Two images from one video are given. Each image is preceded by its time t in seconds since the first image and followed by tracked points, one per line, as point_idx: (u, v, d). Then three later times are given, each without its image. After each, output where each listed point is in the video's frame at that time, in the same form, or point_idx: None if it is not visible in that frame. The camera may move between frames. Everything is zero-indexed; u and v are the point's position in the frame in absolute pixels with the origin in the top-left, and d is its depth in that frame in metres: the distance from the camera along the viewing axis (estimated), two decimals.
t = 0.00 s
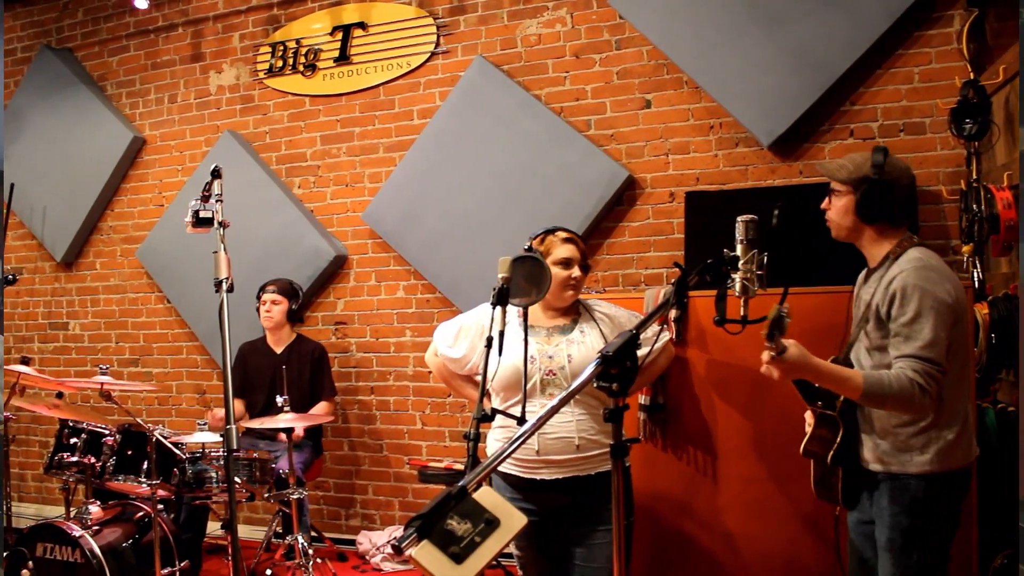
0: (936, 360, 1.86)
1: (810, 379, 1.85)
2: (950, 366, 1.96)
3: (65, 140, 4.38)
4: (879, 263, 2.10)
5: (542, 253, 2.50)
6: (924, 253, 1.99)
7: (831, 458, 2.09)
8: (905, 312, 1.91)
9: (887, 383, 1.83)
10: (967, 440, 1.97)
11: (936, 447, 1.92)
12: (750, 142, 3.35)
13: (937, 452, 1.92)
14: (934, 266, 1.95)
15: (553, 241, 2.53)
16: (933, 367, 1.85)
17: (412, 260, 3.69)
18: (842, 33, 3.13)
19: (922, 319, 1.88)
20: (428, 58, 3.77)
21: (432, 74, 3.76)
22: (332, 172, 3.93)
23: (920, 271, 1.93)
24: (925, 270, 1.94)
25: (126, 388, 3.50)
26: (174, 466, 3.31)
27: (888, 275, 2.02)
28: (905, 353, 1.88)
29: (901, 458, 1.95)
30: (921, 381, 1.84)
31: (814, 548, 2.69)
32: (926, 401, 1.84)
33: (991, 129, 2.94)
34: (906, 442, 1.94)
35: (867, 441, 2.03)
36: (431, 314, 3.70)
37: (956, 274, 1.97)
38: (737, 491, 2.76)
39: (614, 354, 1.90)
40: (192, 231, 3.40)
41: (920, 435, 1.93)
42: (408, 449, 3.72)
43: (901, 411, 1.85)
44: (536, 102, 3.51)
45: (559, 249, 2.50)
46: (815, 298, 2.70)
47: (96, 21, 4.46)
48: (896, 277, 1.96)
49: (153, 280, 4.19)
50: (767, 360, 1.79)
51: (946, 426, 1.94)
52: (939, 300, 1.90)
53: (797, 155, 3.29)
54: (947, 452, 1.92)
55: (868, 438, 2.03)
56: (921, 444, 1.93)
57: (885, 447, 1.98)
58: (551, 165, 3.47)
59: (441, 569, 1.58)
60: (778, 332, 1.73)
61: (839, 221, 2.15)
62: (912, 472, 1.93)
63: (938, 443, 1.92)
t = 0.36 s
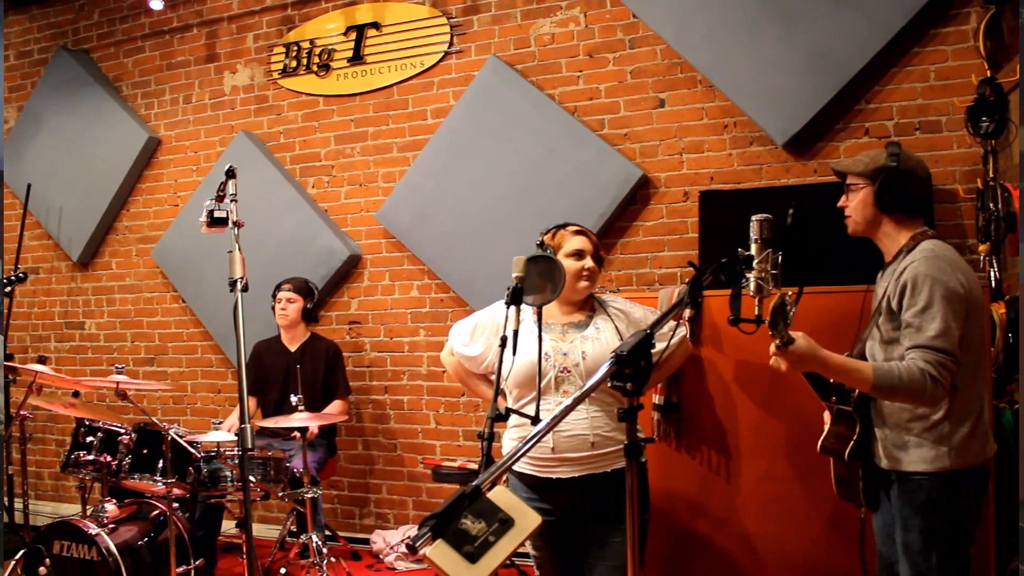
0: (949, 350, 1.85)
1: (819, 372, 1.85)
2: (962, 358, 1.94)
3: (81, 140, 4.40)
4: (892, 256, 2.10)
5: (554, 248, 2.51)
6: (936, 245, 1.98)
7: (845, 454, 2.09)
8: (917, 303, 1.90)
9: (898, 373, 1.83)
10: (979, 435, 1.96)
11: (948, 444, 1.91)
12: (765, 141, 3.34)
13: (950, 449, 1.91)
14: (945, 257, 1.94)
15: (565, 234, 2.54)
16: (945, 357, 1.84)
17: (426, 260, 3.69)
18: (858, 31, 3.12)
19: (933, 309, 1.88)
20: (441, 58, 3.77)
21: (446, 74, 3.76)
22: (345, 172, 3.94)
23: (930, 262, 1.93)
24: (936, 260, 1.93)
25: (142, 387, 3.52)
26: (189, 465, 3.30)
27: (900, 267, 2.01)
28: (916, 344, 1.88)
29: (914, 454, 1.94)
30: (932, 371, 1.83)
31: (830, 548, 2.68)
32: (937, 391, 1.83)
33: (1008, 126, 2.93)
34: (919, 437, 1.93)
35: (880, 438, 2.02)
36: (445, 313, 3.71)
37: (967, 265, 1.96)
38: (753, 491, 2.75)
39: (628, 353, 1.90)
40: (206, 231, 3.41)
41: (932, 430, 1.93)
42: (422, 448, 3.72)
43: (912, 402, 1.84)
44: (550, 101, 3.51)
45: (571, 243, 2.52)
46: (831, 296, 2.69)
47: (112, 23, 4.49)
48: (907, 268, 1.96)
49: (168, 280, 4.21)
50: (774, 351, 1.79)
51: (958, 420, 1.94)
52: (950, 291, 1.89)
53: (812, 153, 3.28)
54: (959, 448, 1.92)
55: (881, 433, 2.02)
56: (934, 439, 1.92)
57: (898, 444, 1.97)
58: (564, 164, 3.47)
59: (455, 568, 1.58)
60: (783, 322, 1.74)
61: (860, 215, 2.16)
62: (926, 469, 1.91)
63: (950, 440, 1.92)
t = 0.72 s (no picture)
0: (964, 363, 1.84)
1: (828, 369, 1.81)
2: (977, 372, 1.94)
3: (97, 140, 4.43)
4: (920, 258, 2.10)
5: (566, 246, 2.52)
6: (963, 255, 1.97)
7: (849, 454, 2.10)
8: (938, 311, 1.89)
9: (910, 381, 1.81)
10: (985, 447, 1.96)
11: (951, 453, 1.91)
12: (779, 140, 3.32)
13: (955, 456, 1.90)
14: (973, 268, 1.93)
15: (576, 233, 2.54)
16: (959, 369, 1.83)
17: (440, 259, 3.70)
18: (872, 29, 3.10)
19: (954, 320, 1.87)
20: (454, 57, 3.77)
21: (459, 73, 3.76)
22: (359, 171, 3.94)
23: (957, 271, 1.92)
24: (963, 270, 1.92)
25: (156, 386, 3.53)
26: (204, 463, 3.31)
27: (924, 273, 2.00)
28: (932, 352, 1.86)
29: (918, 460, 1.93)
30: (945, 382, 1.82)
31: (841, 551, 2.66)
32: (948, 403, 1.82)
33: None
34: (925, 443, 1.93)
35: (887, 440, 2.03)
36: (458, 312, 3.71)
37: (993, 279, 1.95)
38: (765, 492, 2.74)
39: (643, 352, 1.89)
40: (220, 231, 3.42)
41: (938, 437, 1.92)
42: (436, 447, 3.72)
43: (920, 411, 1.83)
44: (562, 100, 3.51)
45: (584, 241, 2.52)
46: (848, 296, 2.67)
47: (127, 24, 4.51)
48: (932, 275, 1.95)
49: (183, 279, 4.22)
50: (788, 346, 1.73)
51: (965, 431, 1.93)
52: (974, 302, 1.88)
53: (827, 152, 3.26)
54: (963, 458, 1.91)
55: (886, 436, 2.03)
56: (939, 447, 1.92)
57: (905, 448, 1.97)
58: (577, 164, 3.46)
59: (469, 567, 1.58)
60: (798, 318, 1.70)
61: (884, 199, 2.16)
62: (931, 474, 1.91)
63: (953, 449, 1.91)
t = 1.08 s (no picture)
0: (993, 377, 1.86)
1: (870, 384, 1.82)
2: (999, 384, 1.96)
3: (115, 141, 4.46)
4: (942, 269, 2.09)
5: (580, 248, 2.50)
6: (991, 269, 1.97)
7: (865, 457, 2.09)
8: (971, 326, 1.88)
9: (947, 395, 1.81)
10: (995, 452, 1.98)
11: (965, 458, 1.92)
12: (797, 138, 3.31)
13: (967, 460, 1.92)
14: (1002, 283, 1.94)
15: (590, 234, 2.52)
16: (991, 384, 1.84)
17: (457, 258, 3.70)
18: (891, 26, 3.08)
19: (987, 335, 1.87)
20: (471, 57, 3.77)
21: (475, 73, 3.76)
22: (376, 171, 3.95)
23: (988, 286, 1.92)
24: (993, 285, 1.93)
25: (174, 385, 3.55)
26: (221, 462, 3.33)
27: (952, 284, 1.99)
28: (965, 366, 1.86)
29: (930, 461, 1.94)
30: (979, 397, 1.82)
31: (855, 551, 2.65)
32: (979, 417, 1.83)
33: None
34: (937, 445, 1.94)
35: (897, 440, 2.03)
36: (475, 311, 3.71)
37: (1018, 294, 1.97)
38: (781, 492, 2.73)
39: (660, 352, 1.88)
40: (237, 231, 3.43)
41: (955, 442, 1.93)
42: (453, 447, 3.73)
43: (953, 423, 1.83)
44: (578, 99, 3.50)
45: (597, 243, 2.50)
46: (867, 296, 2.66)
47: (145, 25, 4.54)
48: (964, 288, 1.94)
49: (201, 279, 4.25)
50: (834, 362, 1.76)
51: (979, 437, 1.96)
52: (1005, 318, 1.89)
53: (845, 150, 3.24)
54: (976, 462, 1.93)
55: (898, 437, 2.03)
56: (953, 450, 1.93)
57: (916, 448, 1.98)
58: (594, 163, 3.46)
59: (486, 566, 1.58)
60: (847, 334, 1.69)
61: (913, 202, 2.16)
62: (942, 475, 1.93)
63: (968, 454, 1.93)
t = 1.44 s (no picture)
0: (1001, 355, 1.82)
1: (865, 367, 1.81)
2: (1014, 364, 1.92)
3: (132, 141, 4.48)
4: (952, 254, 2.07)
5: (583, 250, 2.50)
6: (994, 248, 1.96)
7: (884, 455, 2.09)
8: (971, 305, 1.88)
9: (947, 375, 1.80)
10: None
11: (990, 451, 1.89)
12: (813, 137, 3.29)
13: (992, 456, 1.89)
14: (1004, 260, 1.92)
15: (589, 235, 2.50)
16: (997, 362, 1.82)
17: (472, 258, 3.70)
18: (907, 24, 3.06)
19: (988, 312, 1.85)
20: (486, 56, 3.77)
21: (490, 72, 3.76)
22: (391, 170, 3.96)
23: (987, 264, 1.91)
24: (993, 262, 1.92)
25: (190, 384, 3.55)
26: (237, 461, 3.34)
27: (954, 268, 1.99)
28: (968, 346, 1.85)
29: (955, 461, 1.92)
30: (983, 375, 1.80)
31: (874, 551, 2.64)
32: (987, 397, 1.80)
33: None
34: (961, 442, 1.92)
35: (920, 439, 2.02)
36: (490, 311, 3.71)
37: None
38: (798, 492, 2.72)
39: (675, 352, 1.89)
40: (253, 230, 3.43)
41: (975, 436, 1.90)
42: (467, 446, 3.73)
43: (958, 406, 1.81)
44: (593, 98, 3.50)
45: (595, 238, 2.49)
46: (883, 294, 2.64)
47: (161, 25, 4.56)
48: (962, 269, 1.94)
49: (217, 278, 4.27)
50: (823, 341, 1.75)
51: (1001, 428, 1.91)
52: (1006, 294, 1.87)
53: (861, 149, 3.23)
54: (1002, 456, 1.89)
55: (921, 437, 2.01)
56: (976, 446, 1.90)
57: (941, 447, 1.96)
58: (609, 163, 3.45)
59: (502, 565, 1.58)
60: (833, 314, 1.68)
61: (918, 203, 2.15)
62: (967, 475, 1.89)
63: (992, 448, 1.89)
